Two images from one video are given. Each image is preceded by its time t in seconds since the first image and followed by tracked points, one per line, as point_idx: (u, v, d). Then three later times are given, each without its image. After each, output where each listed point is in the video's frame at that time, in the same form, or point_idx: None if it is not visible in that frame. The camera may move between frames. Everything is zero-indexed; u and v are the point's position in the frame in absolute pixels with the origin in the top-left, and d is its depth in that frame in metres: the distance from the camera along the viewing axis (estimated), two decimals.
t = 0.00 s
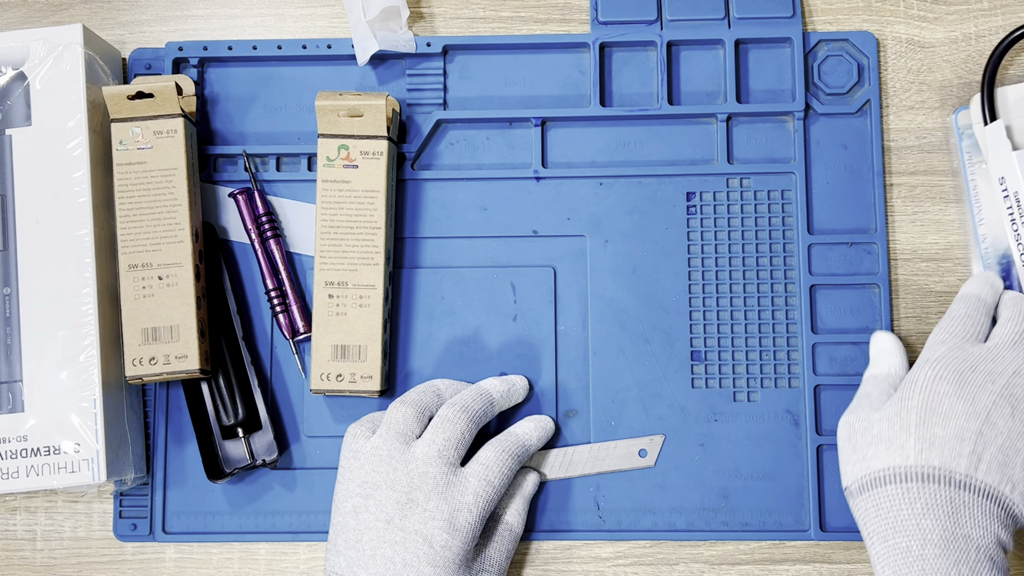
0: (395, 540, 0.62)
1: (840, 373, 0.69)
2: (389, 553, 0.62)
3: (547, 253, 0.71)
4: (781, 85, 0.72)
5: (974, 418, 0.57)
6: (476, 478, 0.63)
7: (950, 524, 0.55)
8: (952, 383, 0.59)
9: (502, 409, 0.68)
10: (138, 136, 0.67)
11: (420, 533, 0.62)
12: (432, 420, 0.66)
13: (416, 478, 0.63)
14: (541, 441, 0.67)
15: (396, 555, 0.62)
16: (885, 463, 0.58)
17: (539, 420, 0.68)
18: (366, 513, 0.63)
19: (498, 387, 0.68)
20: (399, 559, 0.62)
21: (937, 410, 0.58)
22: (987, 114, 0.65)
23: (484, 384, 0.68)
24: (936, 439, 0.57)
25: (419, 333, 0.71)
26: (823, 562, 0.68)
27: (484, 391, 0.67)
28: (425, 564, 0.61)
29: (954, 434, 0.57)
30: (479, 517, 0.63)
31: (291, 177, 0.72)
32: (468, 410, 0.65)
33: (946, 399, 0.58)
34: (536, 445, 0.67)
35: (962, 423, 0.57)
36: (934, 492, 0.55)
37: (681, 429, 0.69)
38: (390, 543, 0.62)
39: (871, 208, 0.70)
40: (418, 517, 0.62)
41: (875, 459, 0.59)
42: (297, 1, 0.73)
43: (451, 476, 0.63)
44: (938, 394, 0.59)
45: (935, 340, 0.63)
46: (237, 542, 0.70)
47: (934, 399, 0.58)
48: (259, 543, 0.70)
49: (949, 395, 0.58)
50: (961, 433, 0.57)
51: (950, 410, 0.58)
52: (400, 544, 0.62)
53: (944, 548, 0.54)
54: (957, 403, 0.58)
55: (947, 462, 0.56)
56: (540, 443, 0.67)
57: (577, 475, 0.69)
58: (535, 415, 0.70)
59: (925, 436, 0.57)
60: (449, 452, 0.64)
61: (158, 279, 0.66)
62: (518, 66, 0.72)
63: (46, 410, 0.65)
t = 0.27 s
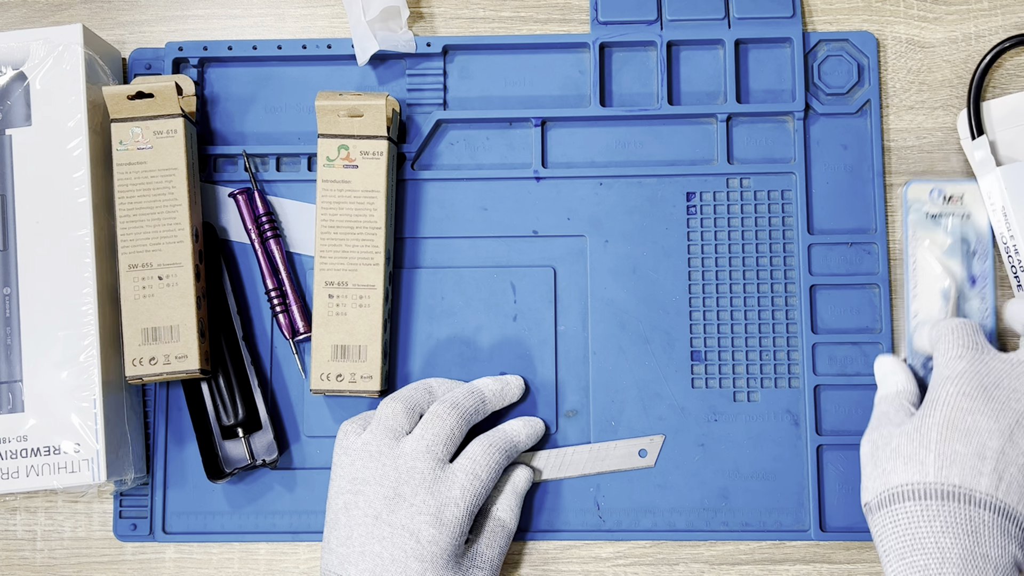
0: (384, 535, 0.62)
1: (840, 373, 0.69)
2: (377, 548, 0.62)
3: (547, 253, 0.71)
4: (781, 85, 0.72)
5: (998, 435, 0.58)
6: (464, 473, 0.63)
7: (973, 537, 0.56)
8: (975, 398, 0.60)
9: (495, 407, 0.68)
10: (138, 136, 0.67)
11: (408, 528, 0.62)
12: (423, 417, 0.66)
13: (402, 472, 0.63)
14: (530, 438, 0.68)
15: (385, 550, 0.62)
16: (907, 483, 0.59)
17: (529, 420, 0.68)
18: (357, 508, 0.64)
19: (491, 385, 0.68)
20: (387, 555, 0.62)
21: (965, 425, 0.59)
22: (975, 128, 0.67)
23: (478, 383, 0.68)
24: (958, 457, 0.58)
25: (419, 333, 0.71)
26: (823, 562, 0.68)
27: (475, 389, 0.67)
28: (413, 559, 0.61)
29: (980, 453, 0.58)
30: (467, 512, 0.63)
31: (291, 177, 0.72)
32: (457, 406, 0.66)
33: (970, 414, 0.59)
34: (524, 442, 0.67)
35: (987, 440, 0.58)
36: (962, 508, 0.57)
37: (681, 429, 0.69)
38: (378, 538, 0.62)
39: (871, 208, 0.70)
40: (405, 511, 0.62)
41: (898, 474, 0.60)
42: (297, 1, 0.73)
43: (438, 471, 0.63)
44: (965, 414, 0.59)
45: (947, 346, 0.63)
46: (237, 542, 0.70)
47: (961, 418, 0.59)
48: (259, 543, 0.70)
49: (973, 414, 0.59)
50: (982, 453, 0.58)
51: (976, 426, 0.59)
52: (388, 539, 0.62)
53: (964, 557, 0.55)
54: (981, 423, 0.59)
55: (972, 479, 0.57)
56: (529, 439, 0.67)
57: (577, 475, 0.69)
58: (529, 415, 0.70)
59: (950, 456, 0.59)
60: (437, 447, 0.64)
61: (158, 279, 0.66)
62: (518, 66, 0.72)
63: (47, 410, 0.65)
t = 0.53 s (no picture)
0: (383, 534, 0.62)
1: (840, 373, 0.69)
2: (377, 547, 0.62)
3: (547, 253, 0.71)
4: (781, 85, 0.72)
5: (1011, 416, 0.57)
6: (461, 471, 0.63)
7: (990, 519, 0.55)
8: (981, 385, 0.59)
9: (494, 406, 0.68)
10: (138, 136, 0.67)
11: (407, 526, 0.62)
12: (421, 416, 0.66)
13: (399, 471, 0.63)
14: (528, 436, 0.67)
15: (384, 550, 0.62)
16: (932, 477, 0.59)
17: (529, 420, 0.68)
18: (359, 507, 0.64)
19: (491, 384, 0.68)
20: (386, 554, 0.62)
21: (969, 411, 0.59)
22: (977, 126, 0.68)
23: (477, 382, 0.68)
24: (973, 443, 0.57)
25: (419, 333, 0.71)
26: (823, 562, 0.68)
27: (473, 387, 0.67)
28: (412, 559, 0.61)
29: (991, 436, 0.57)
30: (464, 510, 0.63)
31: (291, 177, 0.72)
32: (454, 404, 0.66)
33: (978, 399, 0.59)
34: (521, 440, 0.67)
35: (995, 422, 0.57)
36: (978, 491, 0.56)
37: (681, 429, 0.69)
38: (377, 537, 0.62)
39: (871, 208, 0.70)
40: (402, 510, 0.63)
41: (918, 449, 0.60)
42: (297, 1, 0.73)
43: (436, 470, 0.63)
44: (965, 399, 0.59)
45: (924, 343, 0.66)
46: (237, 542, 0.70)
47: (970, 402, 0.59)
48: (259, 543, 0.70)
49: (985, 391, 0.59)
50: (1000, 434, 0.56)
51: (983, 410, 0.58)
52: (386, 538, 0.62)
53: (993, 532, 0.54)
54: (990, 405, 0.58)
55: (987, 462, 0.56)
56: (527, 439, 0.67)
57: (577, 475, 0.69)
58: (527, 415, 0.70)
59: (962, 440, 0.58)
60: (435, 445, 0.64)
61: (158, 279, 0.66)
62: (518, 66, 0.72)
63: (47, 410, 0.65)
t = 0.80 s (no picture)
0: (376, 534, 0.62)
1: (840, 373, 0.69)
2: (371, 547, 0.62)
3: (547, 253, 0.71)
4: (781, 85, 0.72)
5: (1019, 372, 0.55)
6: (453, 468, 0.63)
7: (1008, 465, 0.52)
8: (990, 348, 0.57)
9: (488, 405, 0.68)
10: (138, 136, 0.67)
11: (400, 526, 0.62)
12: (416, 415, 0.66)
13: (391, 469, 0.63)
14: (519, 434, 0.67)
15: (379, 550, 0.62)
16: (954, 438, 0.55)
17: (524, 418, 0.68)
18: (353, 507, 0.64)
19: (486, 384, 0.68)
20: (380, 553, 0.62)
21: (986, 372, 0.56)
22: (985, 120, 0.67)
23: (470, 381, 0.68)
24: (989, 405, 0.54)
25: (419, 333, 0.71)
26: (823, 562, 0.68)
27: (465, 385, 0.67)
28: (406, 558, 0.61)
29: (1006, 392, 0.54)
30: (458, 507, 0.62)
31: (291, 177, 0.72)
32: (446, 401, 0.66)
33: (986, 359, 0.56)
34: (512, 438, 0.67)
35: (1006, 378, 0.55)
36: (994, 447, 0.53)
37: (681, 429, 0.69)
38: (370, 536, 0.62)
39: (870, 208, 0.70)
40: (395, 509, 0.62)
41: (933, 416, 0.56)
42: (297, 1, 0.73)
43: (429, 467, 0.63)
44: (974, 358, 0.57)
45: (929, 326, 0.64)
46: (237, 542, 0.70)
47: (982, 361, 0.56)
48: (259, 543, 0.70)
49: (998, 351, 0.56)
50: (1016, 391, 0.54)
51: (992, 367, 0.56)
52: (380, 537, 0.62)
53: None
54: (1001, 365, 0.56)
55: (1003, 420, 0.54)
56: (519, 436, 0.67)
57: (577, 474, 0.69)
58: (523, 415, 0.70)
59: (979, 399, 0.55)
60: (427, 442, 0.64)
61: (158, 279, 0.66)
62: (517, 66, 0.72)
63: (47, 410, 0.65)
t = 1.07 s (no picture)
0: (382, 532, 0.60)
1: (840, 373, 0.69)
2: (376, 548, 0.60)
3: (547, 253, 0.71)
4: (781, 85, 0.72)
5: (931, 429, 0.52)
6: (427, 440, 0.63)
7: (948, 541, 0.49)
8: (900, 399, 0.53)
9: (477, 383, 0.67)
10: (138, 136, 0.67)
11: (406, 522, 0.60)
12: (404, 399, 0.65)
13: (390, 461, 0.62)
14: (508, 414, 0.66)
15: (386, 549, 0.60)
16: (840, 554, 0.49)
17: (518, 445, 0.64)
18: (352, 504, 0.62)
19: (480, 370, 0.67)
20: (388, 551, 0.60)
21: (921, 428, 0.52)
22: (985, 119, 0.68)
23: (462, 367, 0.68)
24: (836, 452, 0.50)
25: (419, 333, 0.71)
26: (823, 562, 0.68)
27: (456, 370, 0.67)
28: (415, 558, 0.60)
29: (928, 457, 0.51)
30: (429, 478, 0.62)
31: (291, 177, 0.72)
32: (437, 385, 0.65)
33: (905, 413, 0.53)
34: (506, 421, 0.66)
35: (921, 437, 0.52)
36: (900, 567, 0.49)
37: (681, 429, 0.69)
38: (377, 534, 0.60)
39: (870, 208, 0.70)
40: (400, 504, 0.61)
41: None
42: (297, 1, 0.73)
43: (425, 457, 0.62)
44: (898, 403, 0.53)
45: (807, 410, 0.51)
46: (237, 542, 0.70)
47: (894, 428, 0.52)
48: (259, 542, 0.70)
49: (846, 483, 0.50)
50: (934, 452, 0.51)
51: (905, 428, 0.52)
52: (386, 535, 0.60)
53: None
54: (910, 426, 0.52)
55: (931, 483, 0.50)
56: (507, 413, 0.66)
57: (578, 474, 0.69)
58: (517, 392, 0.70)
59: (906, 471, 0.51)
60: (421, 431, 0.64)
61: (158, 279, 0.66)
62: (518, 66, 0.72)
63: (46, 409, 0.65)
